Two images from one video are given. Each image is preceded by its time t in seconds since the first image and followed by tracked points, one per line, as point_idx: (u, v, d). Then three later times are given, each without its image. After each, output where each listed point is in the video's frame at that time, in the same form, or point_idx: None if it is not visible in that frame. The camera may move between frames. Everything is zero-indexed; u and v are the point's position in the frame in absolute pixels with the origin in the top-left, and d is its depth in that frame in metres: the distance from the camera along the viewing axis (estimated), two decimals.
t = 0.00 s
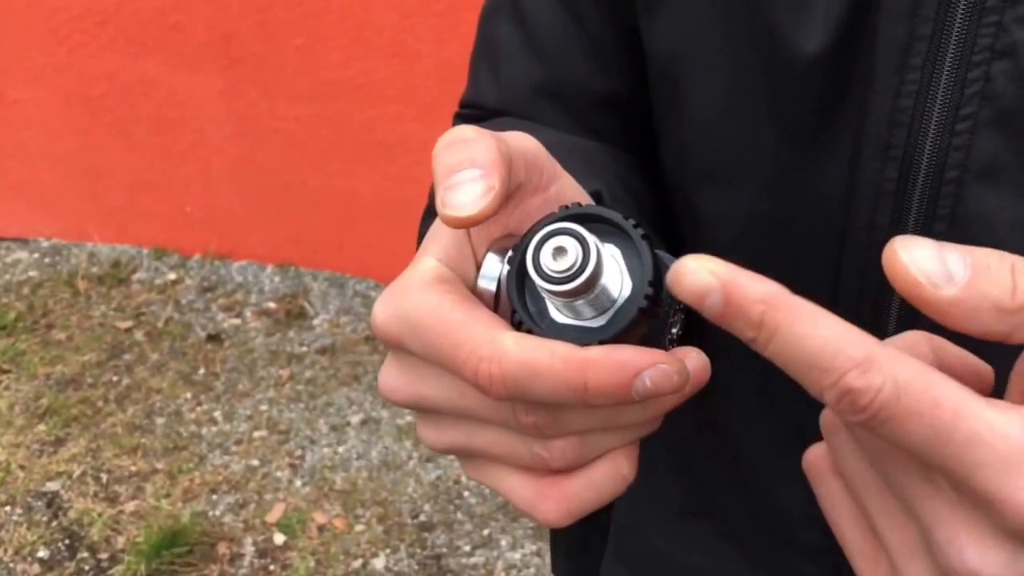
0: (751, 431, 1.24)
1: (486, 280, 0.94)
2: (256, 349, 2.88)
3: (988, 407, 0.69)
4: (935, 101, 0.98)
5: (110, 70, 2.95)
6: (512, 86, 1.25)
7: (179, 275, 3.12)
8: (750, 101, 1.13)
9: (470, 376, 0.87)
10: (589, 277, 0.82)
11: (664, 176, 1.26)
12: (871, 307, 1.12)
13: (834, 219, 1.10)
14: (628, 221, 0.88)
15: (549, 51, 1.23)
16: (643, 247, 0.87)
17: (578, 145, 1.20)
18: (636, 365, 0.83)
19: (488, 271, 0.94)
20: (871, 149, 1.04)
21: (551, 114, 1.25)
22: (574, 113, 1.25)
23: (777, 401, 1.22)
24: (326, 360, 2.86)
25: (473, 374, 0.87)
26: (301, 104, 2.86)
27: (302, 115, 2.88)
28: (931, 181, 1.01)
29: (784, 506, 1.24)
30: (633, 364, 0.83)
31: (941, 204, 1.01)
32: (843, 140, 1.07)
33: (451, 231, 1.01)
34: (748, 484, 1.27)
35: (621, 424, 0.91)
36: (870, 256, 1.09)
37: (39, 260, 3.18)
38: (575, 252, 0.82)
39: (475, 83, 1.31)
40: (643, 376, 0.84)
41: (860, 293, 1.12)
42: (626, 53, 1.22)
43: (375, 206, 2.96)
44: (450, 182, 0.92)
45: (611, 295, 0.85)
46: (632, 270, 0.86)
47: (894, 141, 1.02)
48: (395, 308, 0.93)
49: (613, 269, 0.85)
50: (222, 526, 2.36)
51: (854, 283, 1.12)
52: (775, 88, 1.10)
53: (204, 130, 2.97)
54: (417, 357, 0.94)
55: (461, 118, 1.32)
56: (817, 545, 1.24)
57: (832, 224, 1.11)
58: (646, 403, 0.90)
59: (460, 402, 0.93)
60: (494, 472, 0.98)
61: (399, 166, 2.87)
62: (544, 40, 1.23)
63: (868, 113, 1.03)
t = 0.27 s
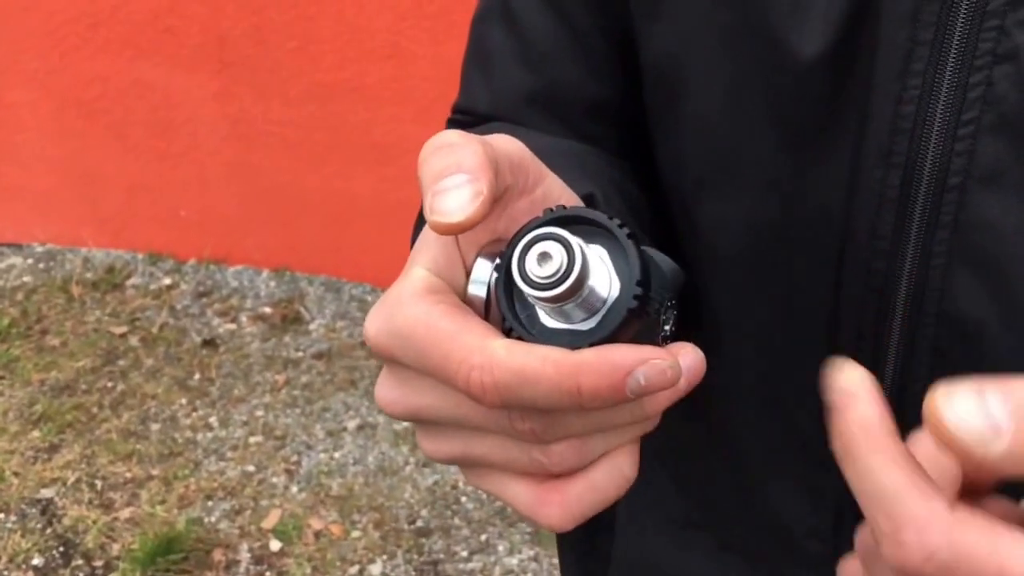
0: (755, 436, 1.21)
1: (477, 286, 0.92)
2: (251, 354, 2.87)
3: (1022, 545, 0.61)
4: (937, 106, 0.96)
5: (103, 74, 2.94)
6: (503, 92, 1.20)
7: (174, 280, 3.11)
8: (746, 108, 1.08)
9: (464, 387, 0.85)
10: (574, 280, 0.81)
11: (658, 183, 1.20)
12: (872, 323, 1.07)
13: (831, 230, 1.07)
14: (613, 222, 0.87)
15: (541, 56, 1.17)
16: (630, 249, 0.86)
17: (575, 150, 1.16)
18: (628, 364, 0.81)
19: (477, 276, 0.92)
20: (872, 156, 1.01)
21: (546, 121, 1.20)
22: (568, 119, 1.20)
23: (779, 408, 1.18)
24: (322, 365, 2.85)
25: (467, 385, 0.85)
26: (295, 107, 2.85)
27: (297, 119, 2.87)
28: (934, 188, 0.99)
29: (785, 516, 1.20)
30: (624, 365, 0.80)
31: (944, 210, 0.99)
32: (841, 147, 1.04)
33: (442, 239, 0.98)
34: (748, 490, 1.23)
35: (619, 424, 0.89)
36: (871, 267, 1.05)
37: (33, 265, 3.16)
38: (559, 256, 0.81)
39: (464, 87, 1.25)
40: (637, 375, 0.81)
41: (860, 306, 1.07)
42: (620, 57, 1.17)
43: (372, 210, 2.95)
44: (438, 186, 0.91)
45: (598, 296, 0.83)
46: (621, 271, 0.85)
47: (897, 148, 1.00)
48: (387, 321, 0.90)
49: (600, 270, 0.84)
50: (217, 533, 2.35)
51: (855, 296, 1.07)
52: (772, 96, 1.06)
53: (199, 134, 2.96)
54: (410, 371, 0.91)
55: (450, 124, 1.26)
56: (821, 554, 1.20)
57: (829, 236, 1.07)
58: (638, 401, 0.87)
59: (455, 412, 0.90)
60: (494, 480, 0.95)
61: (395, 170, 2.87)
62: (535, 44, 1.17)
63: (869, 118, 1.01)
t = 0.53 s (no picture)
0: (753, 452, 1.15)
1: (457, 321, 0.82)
2: (242, 363, 2.84)
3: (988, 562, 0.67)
4: (937, 116, 0.90)
5: (91, 82, 2.91)
6: (495, 101, 1.16)
7: (164, 289, 3.08)
8: (742, 114, 1.02)
9: (450, 437, 0.80)
10: (534, 319, 0.72)
11: (654, 193, 1.15)
12: (873, 341, 1.00)
13: (834, 241, 1.01)
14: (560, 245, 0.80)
15: (534, 67, 1.13)
16: (585, 271, 0.79)
17: (564, 158, 1.12)
18: (603, 388, 0.73)
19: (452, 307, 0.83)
20: (872, 167, 0.95)
21: (540, 130, 1.16)
22: (558, 127, 1.16)
23: (779, 426, 1.12)
24: (315, 374, 2.82)
25: (451, 436, 0.80)
26: (286, 114, 2.83)
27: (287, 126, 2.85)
28: (934, 203, 0.92)
29: (785, 534, 1.15)
30: (598, 390, 0.73)
31: (945, 222, 0.93)
32: (840, 155, 0.98)
33: (428, 274, 0.91)
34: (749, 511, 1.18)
35: (616, 445, 0.83)
36: (871, 284, 0.98)
37: (22, 276, 3.12)
38: (511, 298, 0.73)
39: (457, 96, 1.21)
40: (613, 398, 0.73)
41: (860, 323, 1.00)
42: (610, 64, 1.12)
43: (364, 217, 2.92)
44: (449, 233, 0.81)
45: (564, 324, 0.76)
46: (582, 295, 0.78)
47: (897, 157, 0.93)
48: (373, 375, 0.86)
49: (561, 298, 0.76)
50: (210, 545, 2.32)
51: (853, 315, 1.00)
52: (770, 100, 1.00)
53: (188, 142, 2.94)
54: (403, 418, 0.87)
55: (445, 135, 1.22)
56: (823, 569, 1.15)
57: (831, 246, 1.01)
58: (626, 421, 0.80)
59: (454, 455, 0.86)
60: (511, 511, 0.91)
61: (387, 176, 2.84)
62: (528, 55, 1.13)
63: (866, 128, 0.94)
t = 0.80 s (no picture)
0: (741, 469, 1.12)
1: (453, 341, 0.81)
2: (227, 379, 2.80)
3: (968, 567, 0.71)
4: (932, 126, 0.89)
5: (72, 95, 2.88)
6: (482, 117, 1.11)
7: (147, 304, 3.04)
8: (731, 128, 0.99)
9: (453, 458, 0.79)
10: (532, 336, 0.70)
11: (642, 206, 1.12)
12: (865, 352, 0.98)
13: (826, 251, 0.99)
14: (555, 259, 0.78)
15: (522, 83, 1.08)
16: (583, 285, 0.76)
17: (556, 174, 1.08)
18: (604, 403, 0.71)
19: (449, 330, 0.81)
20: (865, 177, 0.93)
21: (528, 145, 1.11)
22: (548, 143, 1.11)
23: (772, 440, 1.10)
24: (301, 389, 2.79)
25: (454, 457, 0.78)
26: (269, 126, 2.82)
27: (270, 138, 2.83)
28: (929, 213, 0.91)
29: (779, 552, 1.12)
30: (599, 406, 0.71)
31: (939, 232, 0.91)
32: (833, 166, 0.96)
33: (422, 296, 0.89)
34: (739, 529, 1.15)
35: (619, 460, 0.81)
36: (865, 295, 0.96)
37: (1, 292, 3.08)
38: (508, 316, 0.70)
39: (442, 111, 1.16)
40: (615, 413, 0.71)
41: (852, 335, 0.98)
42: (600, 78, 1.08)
43: (349, 230, 2.90)
44: (444, 256, 0.80)
45: (564, 341, 0.73)
46: (580, 309, 0.76)
47: (892, 168, 0.91)
48: (369, 400, 0.84)
49: (560, 313, 0.74)
50: (195, 564, 2.28)
51: (847, 328, 0.98)
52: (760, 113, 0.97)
53: (171, 155, 2.91)
54: (404, 443, 0.85)
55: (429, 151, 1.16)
56: None
57: (825, 257, 0.99)
58: (629, 435, 0.79)
59: (455, 476, 0.84)
60: (515, 530, 0.89)
61: (372, 188, 2.82)
62: (516, 71, 1.08)
63: (859, 139, 0.92)
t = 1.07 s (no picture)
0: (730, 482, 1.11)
1: (461, 350, 0.80)
2: (205, 401, 2.78)
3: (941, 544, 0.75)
4: (919, 138, 0.88)
5: (49, 113, 2.89)
6: (471, 133, 1.10)
7: (123, 325, 3.00)
8: (720, 141, 0.99)
9: (466, 466, 0.78)
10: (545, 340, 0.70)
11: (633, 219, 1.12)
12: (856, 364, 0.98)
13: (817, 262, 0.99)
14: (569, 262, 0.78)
15: (510, 97, 1.08)
16: (594, 287, 0.77)
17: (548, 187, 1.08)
18: (620, 405, 0.71)
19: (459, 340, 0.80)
20: (854, 189, 0.92)
21: (515, 161, 1.11)
22: (535, 158, 1.11)
23: (764, 452, 1.09)
24: (280, 411, 2.77)
25: (468, 464, 0.77)
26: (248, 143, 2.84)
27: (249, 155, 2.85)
28: (918, 224, 0.90)
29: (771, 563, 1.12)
30: (615, 407, 0.71)
31: (927, 242, 0.91)
32: (823, 177, 0.96)
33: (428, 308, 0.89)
34: (730, 540, 1.14)
35: (629, 465, 0.80)
36: (854, 305, 0.95)
37: None
38: (523, 319, 0.70)
39: (430, 127, 1.15)
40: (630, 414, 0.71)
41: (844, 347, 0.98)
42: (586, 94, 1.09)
43: (327, 249, 2.88)
44: (447, 270, 0.79)
45: (576, 346, 0.74)
46: (591, 313, 0.76)
47: (880, 179, 0.91)
48: (379, 412, 0.83)
49: (571, 318, 0.74)
50: None
51: (836, 340, 0.98)
52: (750, 126, 0.97)
53: (149, 174, 2.91)
54: (413, 455, 0.85)
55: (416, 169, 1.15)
56: None
57: (814, 267, 0.99)
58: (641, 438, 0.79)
59: (467, 483, 0.83)
60: (525, 541, 0.88)
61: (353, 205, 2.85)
62: (504, 86, 1.08)
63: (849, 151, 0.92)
